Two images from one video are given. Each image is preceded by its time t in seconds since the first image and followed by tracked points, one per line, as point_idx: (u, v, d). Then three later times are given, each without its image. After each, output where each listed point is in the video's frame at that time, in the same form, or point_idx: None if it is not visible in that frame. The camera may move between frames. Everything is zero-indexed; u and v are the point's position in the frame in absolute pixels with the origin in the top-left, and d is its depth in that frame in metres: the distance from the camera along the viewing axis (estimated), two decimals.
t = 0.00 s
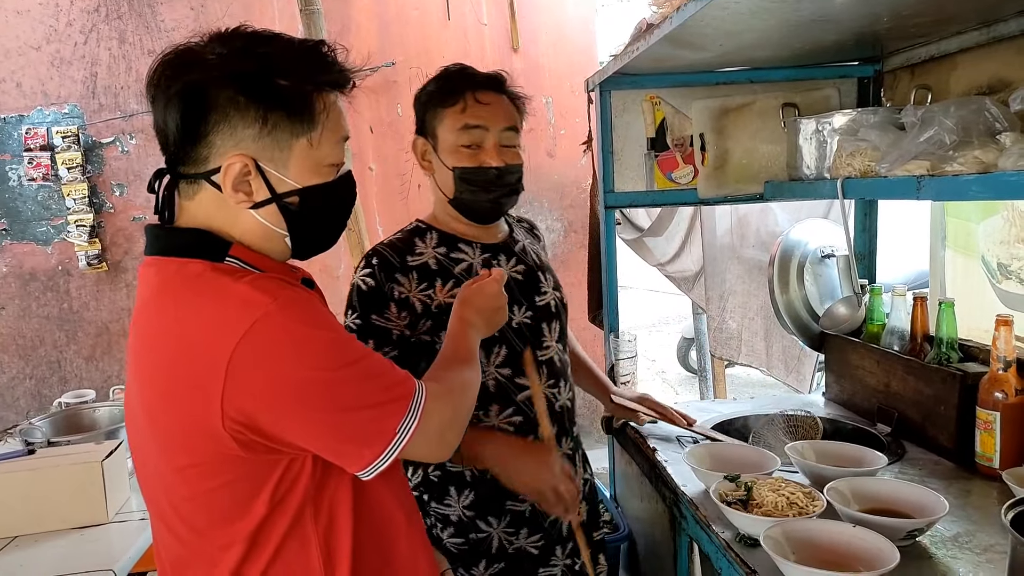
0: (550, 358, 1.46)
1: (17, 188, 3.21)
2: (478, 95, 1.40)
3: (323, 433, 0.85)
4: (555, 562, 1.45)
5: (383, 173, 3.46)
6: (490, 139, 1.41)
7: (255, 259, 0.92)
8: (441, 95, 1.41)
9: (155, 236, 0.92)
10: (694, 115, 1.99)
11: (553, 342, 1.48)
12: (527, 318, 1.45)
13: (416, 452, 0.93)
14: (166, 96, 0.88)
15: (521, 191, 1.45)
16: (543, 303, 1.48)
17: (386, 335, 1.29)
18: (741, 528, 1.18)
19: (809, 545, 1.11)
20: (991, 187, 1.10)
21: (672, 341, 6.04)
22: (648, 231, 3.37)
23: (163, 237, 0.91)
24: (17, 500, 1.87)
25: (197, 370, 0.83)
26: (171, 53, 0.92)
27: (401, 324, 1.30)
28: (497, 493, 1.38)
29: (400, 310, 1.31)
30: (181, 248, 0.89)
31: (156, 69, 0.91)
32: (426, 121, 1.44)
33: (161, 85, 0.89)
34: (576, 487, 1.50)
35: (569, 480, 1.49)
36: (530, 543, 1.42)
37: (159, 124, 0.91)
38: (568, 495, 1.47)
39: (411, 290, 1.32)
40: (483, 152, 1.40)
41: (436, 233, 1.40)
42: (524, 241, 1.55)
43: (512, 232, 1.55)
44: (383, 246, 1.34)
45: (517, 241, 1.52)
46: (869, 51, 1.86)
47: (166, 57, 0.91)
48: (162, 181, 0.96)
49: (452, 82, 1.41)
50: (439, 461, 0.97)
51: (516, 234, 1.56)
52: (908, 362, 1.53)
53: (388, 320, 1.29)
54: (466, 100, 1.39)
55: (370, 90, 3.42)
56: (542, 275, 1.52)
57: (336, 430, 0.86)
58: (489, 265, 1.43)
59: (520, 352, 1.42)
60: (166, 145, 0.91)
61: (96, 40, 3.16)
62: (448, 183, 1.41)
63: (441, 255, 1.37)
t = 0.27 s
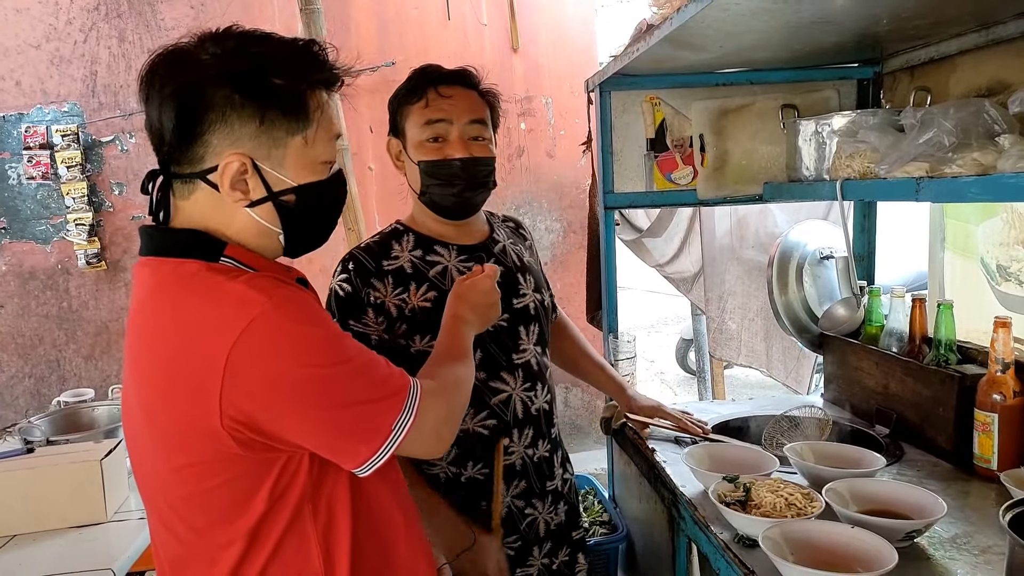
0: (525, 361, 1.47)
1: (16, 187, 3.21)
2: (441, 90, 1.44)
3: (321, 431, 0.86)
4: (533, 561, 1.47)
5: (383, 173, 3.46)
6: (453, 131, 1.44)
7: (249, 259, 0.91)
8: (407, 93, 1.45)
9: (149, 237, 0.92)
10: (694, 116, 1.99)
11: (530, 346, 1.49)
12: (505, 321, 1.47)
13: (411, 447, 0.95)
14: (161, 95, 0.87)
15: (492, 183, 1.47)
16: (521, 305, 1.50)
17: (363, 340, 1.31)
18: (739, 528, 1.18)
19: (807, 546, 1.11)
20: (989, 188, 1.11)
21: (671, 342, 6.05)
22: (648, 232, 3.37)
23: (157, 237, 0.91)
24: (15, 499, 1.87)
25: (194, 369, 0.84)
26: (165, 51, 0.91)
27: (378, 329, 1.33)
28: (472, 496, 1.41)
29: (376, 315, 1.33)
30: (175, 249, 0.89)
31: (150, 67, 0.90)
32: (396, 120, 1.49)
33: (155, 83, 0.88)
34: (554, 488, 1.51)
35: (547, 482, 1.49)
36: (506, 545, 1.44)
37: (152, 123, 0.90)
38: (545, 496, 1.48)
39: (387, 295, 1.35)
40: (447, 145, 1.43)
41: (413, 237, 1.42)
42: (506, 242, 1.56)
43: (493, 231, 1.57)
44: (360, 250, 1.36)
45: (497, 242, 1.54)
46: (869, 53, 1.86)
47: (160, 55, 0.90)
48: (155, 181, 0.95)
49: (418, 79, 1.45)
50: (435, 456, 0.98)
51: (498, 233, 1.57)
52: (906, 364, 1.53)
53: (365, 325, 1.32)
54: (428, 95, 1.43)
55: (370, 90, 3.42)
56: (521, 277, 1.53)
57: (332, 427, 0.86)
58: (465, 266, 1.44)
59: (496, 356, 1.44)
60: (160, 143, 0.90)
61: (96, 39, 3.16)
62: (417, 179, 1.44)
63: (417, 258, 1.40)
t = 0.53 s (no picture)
0: (510, 364, 1.48)
1: (17, 187, 3.21)
2: (426, 91, 1.44)
3: (323, 432, 0.86)
4: (518, 561, 1.47)
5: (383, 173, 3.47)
6: (438, 132, 1.44)
7: (248, 260, 0.91)
8: (395, 94, 1.45)
9: (147, 240, 0.91)
10: (695, 116, 2.00)
11: (516, 348, 1.50)
12: (490, 325, 1.46)
13: (411, 446, 0.95)
14: (187, 114, 0.84)
15: (478, 184, 1.46)
16: (509, 308, 1.50)
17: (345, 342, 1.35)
18: (740, 528, 1.18)
19: (808, 546, 1.11)
20: (989, 188, 1.11)
21: (671, 342, 6.05)
22: (649, 232, 3.38)
23: (155, 240, 0.90)
24: (17, 499, 1.87)
25: (196, 372, 0.84)
26: (167, 63, 0.86)
27: (360, 330, 1.36)
28: (455, 497, 1.42)
29: (360, 316, 1.37)
30: (174, 252, 0.89)
31: (160, 83, 0.85)
32: (386, 121, 1.50)
33: (174, 102, 0.84)
34: (540, 489, 1.51)
35: (532, 483, 1.49)
36: (488, 545, 1.44)
37: (166, 140, 0.86)
38: (530, 497, 1.48)
39: (371, 297, 1.38)
40: (433, 146, 1.43)
41: (400, 238, 1.44)
42: (496, 244, 1.56)
43: (483, 232, 1.57)
44: (347, 251, 1.39)
45: (486, 244, 1.54)
46: (869, 53, 1.87)
47: (165, 69, 0.86)
48: (164, 197, 0.92)
49: (404, 80, 1.45)
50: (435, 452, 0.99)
51: (488, 235, 1.57)
52: (906, 363, 1.53)
53: (349, 326, 1.35)
54: (414, 96, 1.43)
55: (371, 90, 3.42)
56: (508, 280, 1.53)
57: (334, 428, 0.87)
58: (452, 269, 1.45)
59: (480, 359, 1.44)
60: (177, 161, 0.87)
61: (97, 40, 3.16)
62: (403, 181, 1.45)
63: (402, 261, 1.41)
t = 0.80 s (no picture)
0: (499, 368, 1.48)
1: (20, 191, 3.22)
2: (416, 97, 1.44)
3: (324, 432, 0.87)
4: (511, 565, 1.48)
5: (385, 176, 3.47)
6: (428, 138, 1.44)
7: (246, 263, 0.92)
8: (388, 100, 1.46)
9: (147, 245, 0.92)
10: (696, 119, 2.00)
11: (506, 353, 1.50)
12: (478, 329, 1.47)
13: (409, 447, 0.96)
14: (189, 118, 0.85)
15: (467, 190, 1.46)
16: (497, 313, 1.50)
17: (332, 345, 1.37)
18: (742, 531, 1.18)
19: (810, 548, 1.11)
20: (990, 191, 1.11)
21: (673, 344, 6.05)
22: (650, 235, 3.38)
23: (154, 245, 0.91)
24: (20, 502, 1.88)
25: (198, 374, 0.84)
26: (169, 67, 0.86)
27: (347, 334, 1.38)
28: (445, 501, 1.42)
29: (348, 320, 1.39)
30: (173, 257, 0.89)
31: (162, 86, 0.85)
32: (380, 126, 1.51)
33: (176, 105, 0.85)
34: (531, 493, 1.51)
35: (523, 487, 1.49)
36: (480, 549, 1.44)
37: (168, 143, 0.87)
38: (521, 502, 1.49)
39: (358, 301, 1.39)
40: (422, 152, 1.44)
41: (390, 243, 1.44)
42: (487, 249, 1.56)
43: (476, 236, 1.57)
44: (337, 256, 1.41)
45: (476, 249, 1.54)
46: (870, 56, 1.87)
47: (167, 73, 0.86)
48: (164, 201, 0.91)
49: (396, 86, 1.45)
50: (433, 452, 0.99)
51: (479, 239, 1.57)
52: (908, 366, 1.53)
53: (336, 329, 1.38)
54: (404, 102, 1.44)
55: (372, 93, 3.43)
56: (498, 284, 1.53)
57: (335, 429, 0.87)
58: (441, 274, 1.45)
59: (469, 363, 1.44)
60: (179, 164, 0.88)
61: (99, 43, 3.18)
62: (394, 186, 1.46)
63: (391, 265, 1.42)
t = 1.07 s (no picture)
0: (495, 373, 1.48)
1: (24, 197, 3.24)
2: (412, 104, 1.45)
3: (320, 435, 0.87)
4: (509, 570, 1.48)
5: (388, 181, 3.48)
6: (422, 146, 1.44)
7: (241, 269, 0.93)
8: (383, 107, 1.47)
9: (144, 251, 0.93)
10: (698, 124, 2.00)
11: (501, 358, 1.50)
12: (475, 333, 1.47)
13: (405, 449, 0.96)
14: (173, 122, 0.86)
15: (462, 197, 1.47)
16: (493, 317, 1.51)
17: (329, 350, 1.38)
18: (745, 535, 1.18)
19: (814, 553, 1.11)
20: (991, 196, 1.12)
21: (676, 348, 6.05)
22: (652, 239, 3.37)
23: (152, 251, 0.92)
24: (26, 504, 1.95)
25: (194, 379, 0.85)
26: (159, 74, 0.88)
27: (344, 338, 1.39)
28: (441, 506, 1.42)
29: (345, 325, 1.40)
30: (169, 264, 0.90)
31: (150, 92, 0.87)
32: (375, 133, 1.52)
33: (161, 111, 0.86)
34: (529, 499, 1.51)
35: (521, 493, 1.49)
36: (478, 554, 1.45)
37: (155, 148, 0.88)
38: (519, 507, 1.49)
39: (355, 307, 1.40)
40: (417, 159, 1.44)
41: (387, 248, 1.45)
42: (484, 254, 1.56)
43: (473, 242, 1.58)
44: (334, 262, 1.42)
45: (473, 254, 1.54)
46: (871, 61, 1.87)
47: (156, 80, 0.88)
48: (156, 206, 0.93)
49: (392, 94, 1.46)
50: (431, 454, 1.00)
51: (475, 245, 1.57)
52: (911, 370, 1.53)
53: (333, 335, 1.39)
54: (400, 110, 1.44)
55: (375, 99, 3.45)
56: (495, 290, 1.53)
57: (330, 432, 0.88)
58: (437, 280, 1.46)
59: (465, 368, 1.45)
60: (167, 168, 0.89)
61: (104, 50, 3.20)
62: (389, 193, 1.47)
63: (387, 271, 1.43)
